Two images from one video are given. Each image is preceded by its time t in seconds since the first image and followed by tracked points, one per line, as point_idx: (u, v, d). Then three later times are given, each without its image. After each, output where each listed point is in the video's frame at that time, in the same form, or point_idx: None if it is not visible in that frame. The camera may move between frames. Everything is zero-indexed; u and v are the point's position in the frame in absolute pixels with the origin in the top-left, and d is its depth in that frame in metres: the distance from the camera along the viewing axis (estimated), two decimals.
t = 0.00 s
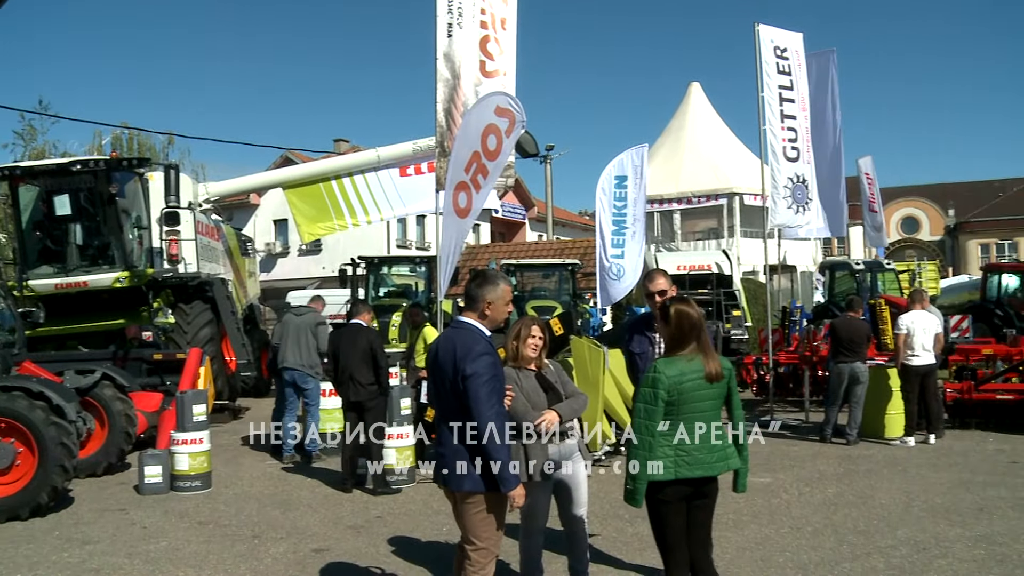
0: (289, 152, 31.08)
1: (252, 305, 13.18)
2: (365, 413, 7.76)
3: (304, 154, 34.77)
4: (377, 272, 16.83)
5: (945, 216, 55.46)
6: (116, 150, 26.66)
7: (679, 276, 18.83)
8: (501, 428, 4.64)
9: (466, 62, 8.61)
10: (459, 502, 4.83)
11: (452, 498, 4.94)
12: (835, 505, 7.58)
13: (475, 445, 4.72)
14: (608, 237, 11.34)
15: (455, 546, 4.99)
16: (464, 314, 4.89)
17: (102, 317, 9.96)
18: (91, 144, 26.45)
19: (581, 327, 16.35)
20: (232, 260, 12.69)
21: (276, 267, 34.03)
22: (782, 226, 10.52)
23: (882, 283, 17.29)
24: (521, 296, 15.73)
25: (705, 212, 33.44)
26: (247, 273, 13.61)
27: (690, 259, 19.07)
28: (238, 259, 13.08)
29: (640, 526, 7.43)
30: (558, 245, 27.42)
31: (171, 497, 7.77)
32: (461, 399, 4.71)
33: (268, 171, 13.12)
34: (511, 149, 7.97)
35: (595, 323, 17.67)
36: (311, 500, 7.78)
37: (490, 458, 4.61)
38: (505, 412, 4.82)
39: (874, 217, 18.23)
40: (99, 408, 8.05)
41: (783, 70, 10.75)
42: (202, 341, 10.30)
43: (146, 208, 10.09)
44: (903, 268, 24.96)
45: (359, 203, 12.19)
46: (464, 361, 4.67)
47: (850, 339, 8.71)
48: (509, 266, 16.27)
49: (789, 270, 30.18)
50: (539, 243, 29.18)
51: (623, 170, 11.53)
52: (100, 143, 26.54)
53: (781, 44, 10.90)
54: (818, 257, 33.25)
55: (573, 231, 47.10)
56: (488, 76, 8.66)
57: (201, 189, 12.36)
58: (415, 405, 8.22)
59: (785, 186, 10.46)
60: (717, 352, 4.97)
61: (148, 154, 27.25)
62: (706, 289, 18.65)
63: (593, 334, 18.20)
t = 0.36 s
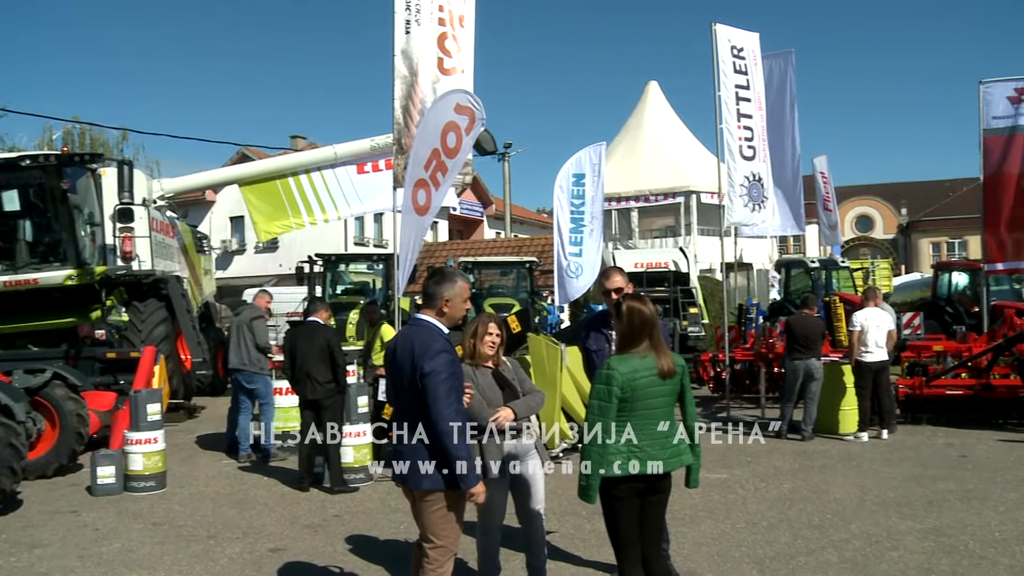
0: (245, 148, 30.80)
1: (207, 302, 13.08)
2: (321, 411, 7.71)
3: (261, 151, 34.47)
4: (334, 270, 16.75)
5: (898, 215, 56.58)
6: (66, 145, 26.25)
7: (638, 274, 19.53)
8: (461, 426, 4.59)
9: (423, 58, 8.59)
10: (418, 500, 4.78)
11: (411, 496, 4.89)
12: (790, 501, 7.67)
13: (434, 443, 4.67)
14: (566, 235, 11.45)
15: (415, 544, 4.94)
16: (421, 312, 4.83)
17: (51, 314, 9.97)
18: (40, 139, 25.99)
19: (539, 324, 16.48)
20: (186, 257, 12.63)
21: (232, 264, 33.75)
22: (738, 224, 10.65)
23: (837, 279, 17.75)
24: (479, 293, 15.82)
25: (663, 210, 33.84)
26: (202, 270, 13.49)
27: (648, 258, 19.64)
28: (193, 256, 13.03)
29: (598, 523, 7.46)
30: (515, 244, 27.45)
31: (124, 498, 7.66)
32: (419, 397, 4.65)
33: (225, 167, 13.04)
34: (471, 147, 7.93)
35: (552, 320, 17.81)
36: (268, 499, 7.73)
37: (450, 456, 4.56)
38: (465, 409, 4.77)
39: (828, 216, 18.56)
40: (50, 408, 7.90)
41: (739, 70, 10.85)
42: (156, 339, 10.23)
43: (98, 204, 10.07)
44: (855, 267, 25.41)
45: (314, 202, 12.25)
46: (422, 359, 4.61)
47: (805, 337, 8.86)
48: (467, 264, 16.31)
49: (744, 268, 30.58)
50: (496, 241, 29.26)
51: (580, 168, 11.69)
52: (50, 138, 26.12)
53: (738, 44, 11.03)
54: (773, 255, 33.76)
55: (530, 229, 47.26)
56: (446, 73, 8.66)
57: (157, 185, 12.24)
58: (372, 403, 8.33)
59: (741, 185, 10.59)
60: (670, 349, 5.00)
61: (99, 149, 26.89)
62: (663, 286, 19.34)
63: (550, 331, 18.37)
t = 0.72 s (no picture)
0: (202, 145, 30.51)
1: (164, 300, 12.92)
2: (281, 410, 7.63)
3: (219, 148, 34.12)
4: (292, 267, 16.66)
5: (854, 214, 57.50)
6: (17, 141, 25.81)
7: (598, 271, 19.67)
8: (419, 425, 4.56)
9: (382, 56, 8.57)
10: (376, 498, 4.75)
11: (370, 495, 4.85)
12: (748, 496, 7.75)
13: (392, 442, 4.63)
14: (525, 232, 11.54)
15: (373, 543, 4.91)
16: (381, 309, 4.78)
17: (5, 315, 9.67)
18: None
19: (498, 321, 16.54)
20: (142, 254, 12.51)
21: (189, 262, 33.42)
22: (696, 222, 10.86)
23: (794, 277, 18.04)
24: (438, 291, 15.82)
25: (622, 208, 34.02)
26: (158, 268, 13.34)
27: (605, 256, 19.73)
28: (149, 253, 12.87)
29: (557, 520, 7.49)
30: (475, 241, 27.46)
31: (78, 500, 7.55)
32: (378, 395, 4.62)
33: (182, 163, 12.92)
34: (436, 145, 7.84)
35: (511, 318, 17.88)
36: (225, 499, 7.67)
37: (408, 456, 4.53)
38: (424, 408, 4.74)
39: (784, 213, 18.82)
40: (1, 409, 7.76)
41: (697, 69, 10.96)
42: (111, 337, 10.08)
43: (50, 201, 9.83)
44: (811, 265, 25.77)
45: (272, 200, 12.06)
46: (381, 357, 4.57)
47: (763, 334, 8.96)
48: (426, 262, 16.30)
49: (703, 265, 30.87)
50: (455, 238, 29.25)
51: (539, 165, 11.84)
52: None
53: (696, 43, 11.11)
54: (732, 253, 34.17)
55: (489, 226, 47.25)
56: (404, 70, 8.64)
57: (111, 181, 12.09)
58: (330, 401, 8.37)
59: (698, 183, 10.72)
60: (628, 346, 4.99)
61: (50, 145, 26.49)
62: (622, 284, 19.53)
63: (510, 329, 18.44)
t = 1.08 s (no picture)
0: (158, 141, 30.11)
1: (119, 298, 12.75)
2: (242, 406, 7.62)
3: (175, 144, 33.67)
4: (250, 265, 16.50)
5: (811, 213, 58.33)
6: None
7: (557, 269, 19.60)
8: (378, 423, 4.52)
9: (341, 52, 8.55)
10: (335, 498, 4.70)
11: (329, 493, 4.81)
12: (706, 492, 7.83)
13: (351, 441, 4.59)
14: (484, 231, 11.60)
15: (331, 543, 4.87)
16: (340, 307, 4.73)
17: None
18: None
19: (457, 319, 16.58)
20: (97, 252, 12.32)
21: (144, 259, 33.02)
22: (655, 220, 10.92)
23: (752, 275, 18.44)
24: (398, 288, 15.79)
25: (582, 206, 34.18)
26: (113, 265, 13.16)
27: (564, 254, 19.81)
28: (104, 250, 12.69)
29: (516, 517, 7.50)
30: (434, 239, 27.44)
31: (30, 502, 7.41)
32: (337, 394, 4.57)
33: (140, 159, 12.77)
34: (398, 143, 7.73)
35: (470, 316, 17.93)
36: (181, 499, 7.59)
37: (367, 454, 4.50)
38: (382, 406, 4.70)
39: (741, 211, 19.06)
40: None
41: (657, 68, 11.08)
42: (64, 336, 9.99)
43: None
44: (768, 263, 26.12)
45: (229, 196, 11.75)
46: (339, 355, 4.52)
47: (720, 332, 9.07)
48: (386, 260, 16.25)
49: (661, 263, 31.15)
50: (415, 236, 29.19)
51: (499, 164, 11.84)
52: None
53: (656, 42, 11.21)
54: (690, 252, 34.55)
55: (448, 224, 47.20)
56: (363, 67, 8.62)
57: (64, 176, 11.77)
58: (289, 400, 8.31)
59: (657, 181, 10.81)
60: (589, 343, 5.00)
61: None
62: (582, 282, 19.61)
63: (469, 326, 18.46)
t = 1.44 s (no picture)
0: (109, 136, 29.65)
1: (69, 296, 12.52)
2: (188, 403, 7.51)
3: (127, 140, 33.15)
4: (204, 263, 16.26)
5: (764, 211, 59.10)
6: None
7: (513, 267, 19.65)
8: (333, 422, 4.47)
9: (296, 48, 8.55)
10: (288, 497, 4.64)
11: (283, 493, 4.74)
12: (661, 489, 7.88)
13: (306, 439, 4.54)
14: (440, 230, 11.63)
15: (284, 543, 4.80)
16: (294, 305, 4.68)
17: None
18: None
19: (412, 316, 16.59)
20: (46, 249, 12.09)
21: (95, 257, 32.51)
22: (611, 218, 10.98)
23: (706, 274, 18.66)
24: (353, 286, 15.73)
25: (537, 204, 34.30)
26: (63, 263, 12.92)
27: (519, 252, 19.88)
28: (52, 247, 12.45)
29: (472, 516, 7.50)
30: (389, 236, 27.38)
31: None
32: (291, 392, 4.51)
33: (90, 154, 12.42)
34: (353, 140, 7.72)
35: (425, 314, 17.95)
36: (132, 500, 7.49)
37: (321, 453, 4.45)
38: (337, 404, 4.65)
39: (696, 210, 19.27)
40: None
41: (613, 66, 11.15)
42: (12, 336, 9.70)
43: None
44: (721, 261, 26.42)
45: (183, 194, 11.72)
46: (293, 353, 4.46)
47: (676, 329, 9.16)
48: (342, 258, 16.18)
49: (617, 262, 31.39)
50: (370, 234, 29.08)
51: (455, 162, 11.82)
52: None
53: (612, 40, 11.33)
54: (645, 250, 34.87)
55: (403, 221, 47.10)
56: (318, 63, 8.62)
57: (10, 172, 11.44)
58: (243, 399, 8.25)
59: (613, 179, 10.89)
60: (546, 341, 4.99)
61: None
62: (538, 279, 19.59)
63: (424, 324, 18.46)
